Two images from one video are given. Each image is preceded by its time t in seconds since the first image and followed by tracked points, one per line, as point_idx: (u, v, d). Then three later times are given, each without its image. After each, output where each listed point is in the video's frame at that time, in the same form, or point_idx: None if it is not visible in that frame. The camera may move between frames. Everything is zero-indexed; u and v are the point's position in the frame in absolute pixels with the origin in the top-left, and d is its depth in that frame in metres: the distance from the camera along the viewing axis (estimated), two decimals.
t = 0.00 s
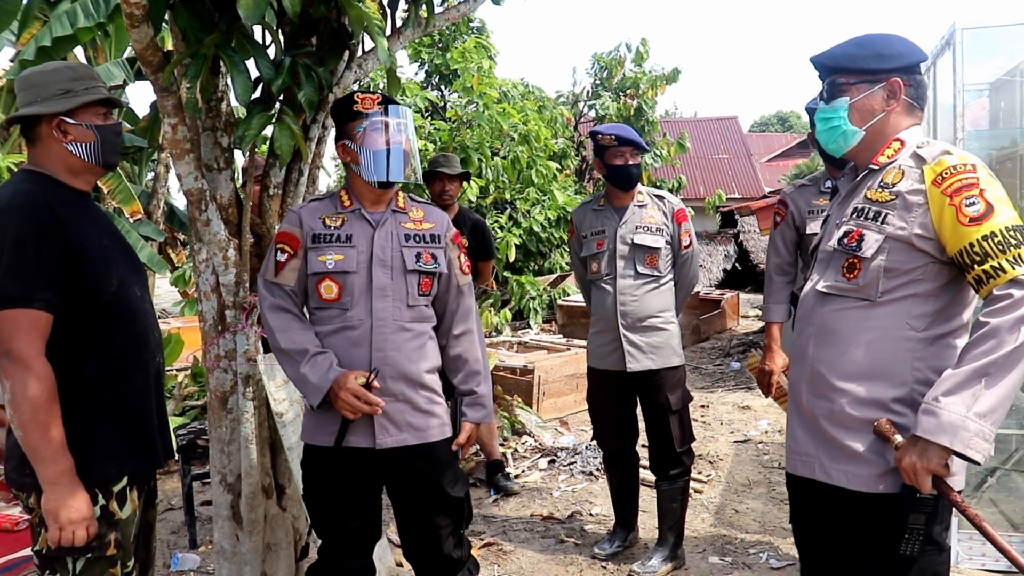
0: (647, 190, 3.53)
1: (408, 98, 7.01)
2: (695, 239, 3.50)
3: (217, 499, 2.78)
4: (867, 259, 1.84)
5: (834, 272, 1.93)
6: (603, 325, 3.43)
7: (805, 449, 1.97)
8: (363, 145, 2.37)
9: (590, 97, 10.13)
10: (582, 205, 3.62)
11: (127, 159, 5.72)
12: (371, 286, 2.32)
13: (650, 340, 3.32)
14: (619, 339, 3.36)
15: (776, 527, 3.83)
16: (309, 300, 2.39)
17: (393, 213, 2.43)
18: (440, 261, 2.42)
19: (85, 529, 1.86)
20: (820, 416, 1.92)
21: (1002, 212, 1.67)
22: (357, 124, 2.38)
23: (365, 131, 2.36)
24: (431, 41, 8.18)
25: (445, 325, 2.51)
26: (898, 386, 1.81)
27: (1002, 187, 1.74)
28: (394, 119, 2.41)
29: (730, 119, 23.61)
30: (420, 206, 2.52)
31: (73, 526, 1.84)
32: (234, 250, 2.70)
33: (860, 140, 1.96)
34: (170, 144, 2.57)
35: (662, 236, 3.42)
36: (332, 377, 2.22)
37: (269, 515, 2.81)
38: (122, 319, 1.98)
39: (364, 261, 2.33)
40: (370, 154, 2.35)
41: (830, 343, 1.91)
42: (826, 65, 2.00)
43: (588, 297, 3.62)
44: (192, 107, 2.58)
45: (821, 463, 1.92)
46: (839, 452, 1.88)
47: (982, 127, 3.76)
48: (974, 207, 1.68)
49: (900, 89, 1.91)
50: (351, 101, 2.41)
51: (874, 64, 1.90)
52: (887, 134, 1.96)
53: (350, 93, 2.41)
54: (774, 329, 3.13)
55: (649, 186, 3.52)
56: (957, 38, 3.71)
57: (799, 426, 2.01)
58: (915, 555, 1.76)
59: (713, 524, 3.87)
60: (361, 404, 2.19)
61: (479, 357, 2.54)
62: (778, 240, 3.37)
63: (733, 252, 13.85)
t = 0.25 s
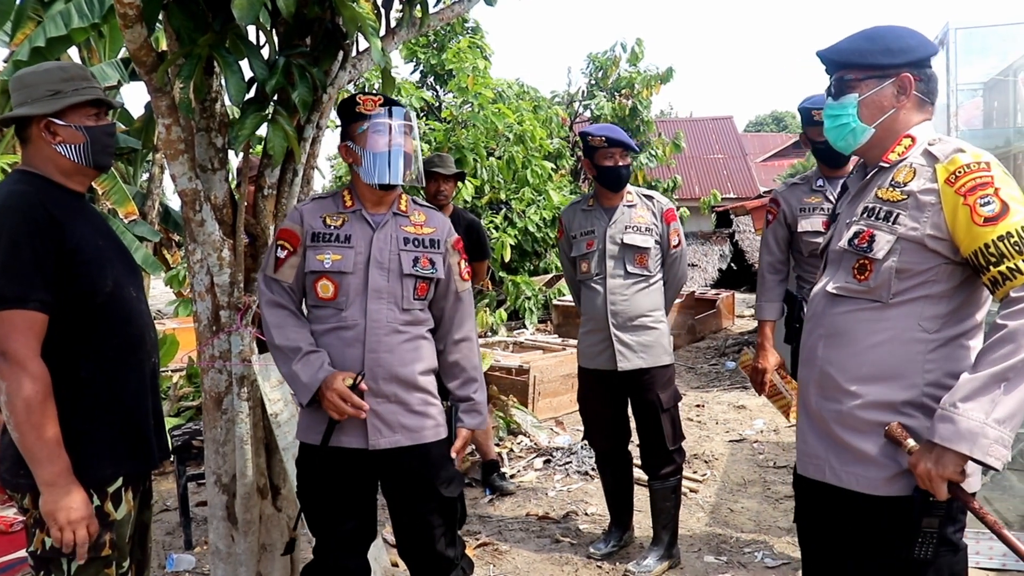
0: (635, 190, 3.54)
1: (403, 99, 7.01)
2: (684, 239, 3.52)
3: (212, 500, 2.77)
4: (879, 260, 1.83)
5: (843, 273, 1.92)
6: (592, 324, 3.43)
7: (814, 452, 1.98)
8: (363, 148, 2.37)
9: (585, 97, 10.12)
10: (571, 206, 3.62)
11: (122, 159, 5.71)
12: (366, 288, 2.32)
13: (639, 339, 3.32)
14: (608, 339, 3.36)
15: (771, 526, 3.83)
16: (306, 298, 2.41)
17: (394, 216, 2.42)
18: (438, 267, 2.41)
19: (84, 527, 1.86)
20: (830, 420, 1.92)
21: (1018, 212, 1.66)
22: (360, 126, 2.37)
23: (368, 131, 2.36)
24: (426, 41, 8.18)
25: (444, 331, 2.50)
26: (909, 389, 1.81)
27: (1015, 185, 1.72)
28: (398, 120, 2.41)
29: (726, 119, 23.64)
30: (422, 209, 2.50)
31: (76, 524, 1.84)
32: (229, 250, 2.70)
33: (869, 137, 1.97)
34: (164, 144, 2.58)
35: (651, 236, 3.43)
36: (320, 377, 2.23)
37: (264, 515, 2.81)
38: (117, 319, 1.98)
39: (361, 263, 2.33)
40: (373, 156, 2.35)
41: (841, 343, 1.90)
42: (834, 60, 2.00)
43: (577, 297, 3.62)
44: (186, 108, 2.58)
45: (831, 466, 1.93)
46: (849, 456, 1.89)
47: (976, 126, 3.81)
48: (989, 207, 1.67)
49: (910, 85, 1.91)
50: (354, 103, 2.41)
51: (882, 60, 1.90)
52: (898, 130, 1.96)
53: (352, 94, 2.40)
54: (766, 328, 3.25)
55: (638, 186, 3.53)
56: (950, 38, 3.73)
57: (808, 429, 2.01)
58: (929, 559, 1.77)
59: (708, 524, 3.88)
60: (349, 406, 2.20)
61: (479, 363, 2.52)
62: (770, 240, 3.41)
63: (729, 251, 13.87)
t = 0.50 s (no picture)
0: (627, 189, 3.54)
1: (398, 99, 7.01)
2: (675, 239, 3.52)
3: (207, 501, 2.77)
4: (891, 261, 1.81)
5: (853, 275, 1.91)
6: (584, 324, 3.44)
7: (825, 456, 1.97)
8: (371, 150, 2.38)
9: (580, 97, 10.13)
10: (562, 206, 3.62)
11: (116, 160, 5.70)
12: (366, 290, 2.32)
13: (632, 338, 3.33)
14: (600, 339, 3.36)
15: (767, 525, 3.84)
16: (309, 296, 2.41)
17: (397, 221, 2.42)
18: (439, 272, 2.40)
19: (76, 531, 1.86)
20: (841, 424, 1.90)
21: None
22: (368, 128, 2.40)
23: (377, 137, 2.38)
24: (421, 41, 8.18)
25: (443, 337, 2.47)
26: (922, 394, 1.79)
27: None
28: (405, 124, 2.42)
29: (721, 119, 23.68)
30: (426, 214, 2.50)
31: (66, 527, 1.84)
32: (224, 251, 2.69)
33: (879, 133, 1.97)
34: (158, 145, 2.57)
35: (642, 236, 3.44)
36: (320, 376, 2.23)
37: (259, 516, 2.82)
38: (113, 321, 1.98)
39: (362, 265, 2.34)
40: (379, 158, 2.36)
41: (852, 347, 1.88)
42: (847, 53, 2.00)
43: (568, 297, 3.62)
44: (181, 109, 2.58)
45: (842, 470, 1.92)
46: (860, 460, 1.87)
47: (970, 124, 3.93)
48: (1005, 208, 1.66)
49: (923, 80, 1.89)
50: (363, 105, 2.43)
51: (895, 54, 1.89)
52: (909, 127, 1.95)
53: (362, 97, 2.42)
54: (755, 327, 3.33)
55: (629, 186, 3.54)
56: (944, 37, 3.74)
57: (818, 433, 2.00)
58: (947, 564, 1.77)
59: (704, 523, 3.88)
60: (348, 405, 2.21)
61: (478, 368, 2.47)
62: (761, 239, 3.44)
63: (724, 251, 13.90)
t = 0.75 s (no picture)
0: (620, 188, 3.55)
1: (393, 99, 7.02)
2: (669, 236, 3.52)
3: (202, 501, 2.76)
4: (900, 265, 1.78)
5: (863, 279, 1.87)
6: (579, 323, 3.44)
7: (835, 461, 1.94)
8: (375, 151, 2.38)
9: (576, 97, 10.13)
10: (556, 206, 3.62)
11: (111, 161, 5.69)
12: (366, 292, 2.33)
13: (627, 336, 3.33)
14: (596, 338, 3.36)
15: (762, 524, 3.85)
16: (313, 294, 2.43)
17: (399, 223, 2.42)
18: (439, 274, 2.40)
19: (70, 532, 1.86)
20: (850, 428, 1.88)
21: None
22: (374, 130, 2.40)
23: (382, 138, 2.38)
24: (416, 41, 8.18)
25: (445, 338, 2.47)
26: (933, 399, 1.76)
27: None
28: (409, 125, 2.41)
29: (717, 118, 23.71)
30: (429, 215, 2.50)
31: (61, 528, 1.84)
32: (219, 251, 2.69)
33: (885, 132, 1.92)
34: (153, 145, 2.58)
35: (636, 234, 3.45)
36: (323, 375, 2.25)
37: (255, 516, 2.82)
38: (108, 321, 1.97)
39: (363, 267, 2.34)
40: (382, 160, 2.37)
41: (861, 352, 1.86)
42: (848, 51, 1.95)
43: (564, 297, 3.62)
44: (176, 109, 2.58)
45: (851, 475, 1.89)
46: (869, 464, 1.85)
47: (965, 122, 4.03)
48: (1017, 210, 1.61)
49: (929, 77, 1.85)
50: (369, 105, 2.43)
51: (900, 52, 1.84)
52: (916, 126, 1.90)
53: (367, 98, 2.43)
54: (751, 329, 3.36)
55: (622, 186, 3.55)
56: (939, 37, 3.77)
57: (828, 438, 1.98)
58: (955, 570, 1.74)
59: (700, 522, 3.89)
60: (348, 406, 2.22)
61: (478, 373, 2.45)
62: (755, 240, 3.44)
63: (720, 250, 13.92)
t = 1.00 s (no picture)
0: (618, 189, 3.56)
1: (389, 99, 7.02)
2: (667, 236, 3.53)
3: (197, 501, 2.76)
4: (906, 271, 1.73)
5: (870, 285, 1.83)
6: (577, 324, 3.44)
7: (842, 467, 1.90)
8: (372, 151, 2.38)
9: (572, 97, 10.13)
10: (554, 207, 3.63)
11: (107, 160, 5.66)
12: (363, 291, 2.33)
13: (625, 336, 3.33)
14: (594, 338, 3.36)
15: (757, 525, 3.86)
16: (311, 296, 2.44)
17: (397, 220, 2.42)
18: (437, 272, 2.39)
19: (63, 531, 1.85)
20: (857, 433, 1.84)
21: None
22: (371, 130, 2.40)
23: (378, 138, 2.38)
24: (413, 41, 8.17)
25: (444, 336, 2.46)
26: (944, 407, 1.71)
27: None
28: (405, 125, 2.42)
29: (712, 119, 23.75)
30: (426, 213, 2.49)
31: (54, 528, 1.83)
32: (213, 250, 2.69)
33: (894, 132, 1.86)
34: (148, 144, 2.57)
35: (634, 234, 3.45)
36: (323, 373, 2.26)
37: (249, 516, 2.82)
38: (103, 320, 1.97)
39: (359, 266, 2.35)
40: (380, 160, 2.37)
41: (871, 357, 1.81)
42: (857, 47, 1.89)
43: (562, 297, 3.62)
44: (170, 108, 2.57)
45: (858, 481, 1.85)
46: (877, 470, 1.80)
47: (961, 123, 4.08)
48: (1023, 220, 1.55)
49: (939, 76, 1.79)
50: (364, 105, 2.41)
51: (910, 49, 1.78)
52: (926, 125, 1.84)
53: (361, 96, 2.41)
54: (747, 330, 3.37)
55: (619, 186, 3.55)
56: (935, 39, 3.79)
57: (834, 443, 1.93)
58: None
59: (695, 522, 3.90)
60: (346, 407, 2.23)
61: (479, 373, 2.44)
62: (749, 242, 3.46)
63: (716, 251, 13.95)
